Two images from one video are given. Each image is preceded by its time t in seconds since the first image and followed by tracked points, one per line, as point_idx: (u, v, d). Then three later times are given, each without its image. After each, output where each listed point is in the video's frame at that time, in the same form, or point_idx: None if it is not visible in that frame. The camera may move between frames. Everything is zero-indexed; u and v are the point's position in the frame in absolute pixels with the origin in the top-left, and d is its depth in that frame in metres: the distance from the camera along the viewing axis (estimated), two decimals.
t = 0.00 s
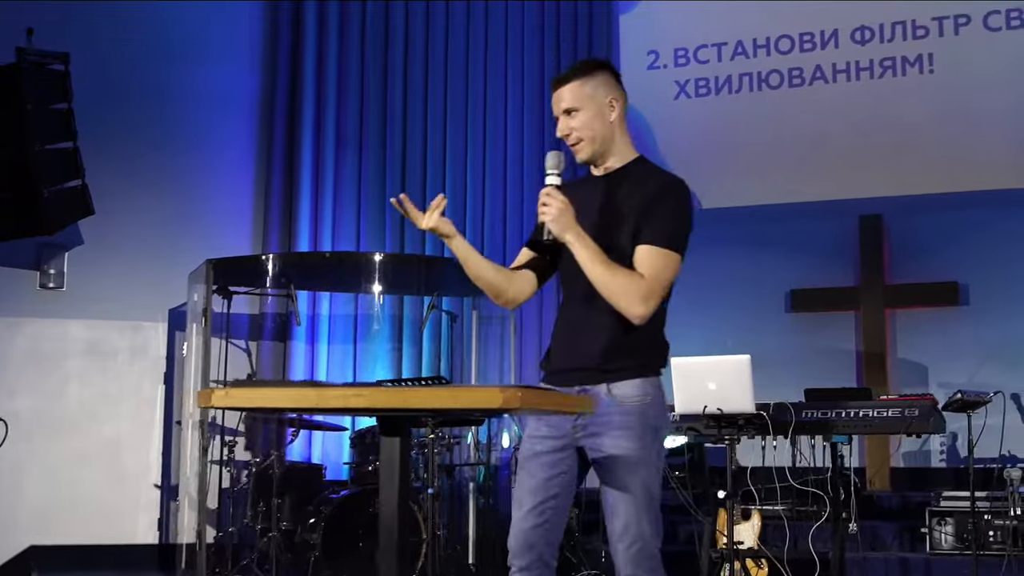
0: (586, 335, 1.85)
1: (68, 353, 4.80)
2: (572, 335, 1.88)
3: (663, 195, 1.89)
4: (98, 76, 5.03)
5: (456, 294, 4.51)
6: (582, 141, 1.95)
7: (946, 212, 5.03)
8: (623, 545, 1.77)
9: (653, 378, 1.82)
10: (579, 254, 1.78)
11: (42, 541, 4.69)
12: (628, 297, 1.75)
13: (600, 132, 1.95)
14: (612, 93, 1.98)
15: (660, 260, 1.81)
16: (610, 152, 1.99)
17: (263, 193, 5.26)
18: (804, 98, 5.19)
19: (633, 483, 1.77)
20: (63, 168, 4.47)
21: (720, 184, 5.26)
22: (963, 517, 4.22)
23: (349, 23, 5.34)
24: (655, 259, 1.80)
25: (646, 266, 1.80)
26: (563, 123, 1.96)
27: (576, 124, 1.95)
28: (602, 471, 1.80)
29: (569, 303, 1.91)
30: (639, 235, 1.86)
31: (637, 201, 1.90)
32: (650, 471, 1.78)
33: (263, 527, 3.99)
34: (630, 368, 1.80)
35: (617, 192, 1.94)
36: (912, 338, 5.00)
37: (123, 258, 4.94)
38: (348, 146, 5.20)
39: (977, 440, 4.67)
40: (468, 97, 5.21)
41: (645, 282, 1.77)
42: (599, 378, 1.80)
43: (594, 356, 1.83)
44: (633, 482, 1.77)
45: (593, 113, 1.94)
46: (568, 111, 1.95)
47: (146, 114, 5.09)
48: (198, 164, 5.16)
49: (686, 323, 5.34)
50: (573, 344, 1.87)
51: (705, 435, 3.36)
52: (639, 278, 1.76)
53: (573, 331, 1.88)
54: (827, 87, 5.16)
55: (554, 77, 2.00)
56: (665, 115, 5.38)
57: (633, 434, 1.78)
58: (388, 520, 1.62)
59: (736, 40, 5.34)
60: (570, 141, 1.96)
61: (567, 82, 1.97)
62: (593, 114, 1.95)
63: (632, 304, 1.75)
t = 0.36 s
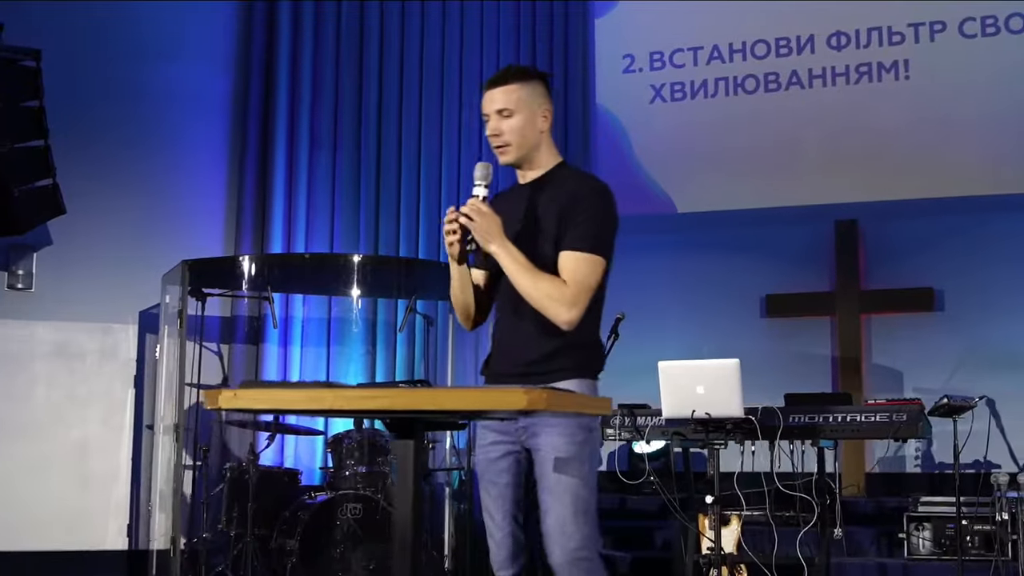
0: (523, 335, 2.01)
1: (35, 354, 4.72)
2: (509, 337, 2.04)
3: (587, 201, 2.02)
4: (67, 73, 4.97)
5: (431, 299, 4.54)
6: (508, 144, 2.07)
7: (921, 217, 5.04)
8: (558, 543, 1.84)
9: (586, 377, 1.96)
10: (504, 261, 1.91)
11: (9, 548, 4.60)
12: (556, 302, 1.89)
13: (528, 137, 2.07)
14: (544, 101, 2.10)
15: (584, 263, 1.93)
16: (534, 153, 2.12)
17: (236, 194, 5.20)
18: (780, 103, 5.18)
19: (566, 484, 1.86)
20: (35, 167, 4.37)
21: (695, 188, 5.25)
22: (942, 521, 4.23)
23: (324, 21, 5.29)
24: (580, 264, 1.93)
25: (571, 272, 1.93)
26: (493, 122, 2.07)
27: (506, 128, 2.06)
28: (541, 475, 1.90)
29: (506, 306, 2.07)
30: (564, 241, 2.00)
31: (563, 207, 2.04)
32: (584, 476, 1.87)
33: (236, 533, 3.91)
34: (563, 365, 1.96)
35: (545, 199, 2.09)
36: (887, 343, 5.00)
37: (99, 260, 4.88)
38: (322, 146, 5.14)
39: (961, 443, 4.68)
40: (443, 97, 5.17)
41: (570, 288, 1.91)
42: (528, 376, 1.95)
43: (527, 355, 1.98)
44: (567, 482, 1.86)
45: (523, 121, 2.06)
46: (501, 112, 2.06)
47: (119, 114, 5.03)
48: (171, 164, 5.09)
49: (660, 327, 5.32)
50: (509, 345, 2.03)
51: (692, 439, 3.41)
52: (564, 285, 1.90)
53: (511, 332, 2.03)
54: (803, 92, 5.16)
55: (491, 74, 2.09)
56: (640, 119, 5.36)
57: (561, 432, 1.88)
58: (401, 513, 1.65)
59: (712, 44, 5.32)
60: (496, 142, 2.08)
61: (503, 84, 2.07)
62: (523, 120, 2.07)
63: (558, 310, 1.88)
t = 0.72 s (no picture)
0: (500, 332, 1.93)
1: (15, 353, 4.69)
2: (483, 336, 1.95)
3: (558, 194, 1.98)
4: (48, 72, 4.95)
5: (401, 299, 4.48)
6: (469, 146, 2.00)
7: (904, 218, 5.06)
8: (501, 531, 1.79)
9: (564, 372, 1.90)
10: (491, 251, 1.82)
11: None
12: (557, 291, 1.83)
13: (490, 139, 2.02)
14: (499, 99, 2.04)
15: (568, 252, 1.90)
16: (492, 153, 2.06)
17: (217, 191, 5.15)
18: (762, 104, 5.19)
19: (520, 476, 1.80)
20: (15, 164, 4.36)
21: (678, 190, 5.25)
22: (926, 521, 4.26)
23: (306, 19, 5.25)
24: (565, 253, 1.89)
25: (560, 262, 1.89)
26: (455, 124, 2.00)
27: (469, 130, 1.99)
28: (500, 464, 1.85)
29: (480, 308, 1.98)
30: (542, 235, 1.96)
31: (533, 203, 1.99)
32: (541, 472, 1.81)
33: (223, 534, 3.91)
34: (544, 359, 1.89)
35: (512, 196, 2.02)
36: (868, 344, 5.02)
37: (83, 258, 4.86)
38: (304, 146, 5.11)
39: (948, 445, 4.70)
40: (425, 96, 5.14)
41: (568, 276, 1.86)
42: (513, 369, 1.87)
43: (504, 351, 1.90)
44: (523, 477, 1.80)
45: (488, 122, 2.00)
46: (464, 114, 1.99)
47: (102, 114, 5.01)
48: (154, 164, 5.06)
49: (643, 328, 5.33)
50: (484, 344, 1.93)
51: (684, 438, 3.41)
52: (564, 272, 1.85)
53: (486, 331, 1.95)
54: (786, 94, 5.17)
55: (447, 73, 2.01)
56: (623, 120, 5.36)
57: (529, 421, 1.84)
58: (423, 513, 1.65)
59: (694, 46, 5.32)
60: (457, 144, 2.01)
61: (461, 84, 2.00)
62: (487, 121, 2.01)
63: (557, 298, 1.83)
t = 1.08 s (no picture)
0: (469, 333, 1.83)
1: (10, 353, 4.71)
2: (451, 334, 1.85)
3: (556, 203, 1.85)
4: (45, 72, 4.99)
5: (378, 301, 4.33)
6: (459, 121, 1.89)
7: (895, 219, 5.09)
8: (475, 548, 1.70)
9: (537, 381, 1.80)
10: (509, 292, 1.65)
11: None
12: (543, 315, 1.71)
13: (483, 121, 1.89)
14: (509, 92, 1.93)
15: (557, 272, 1.78)
16: (491, 144, 1.93)
17: (212, 192, 5.14)
18: (755, 105, 5.20)
19: (494, 489, 1.72)
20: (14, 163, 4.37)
21: (671, 191, 5.26)
22: (920, 521, 4.27)
23: (300, 17, 5.24)
24: (554, 268, 1.78)
25: (550, 281, 1.77)
26: (451, 99, 1.91)
27: (465, 104, 1.89)
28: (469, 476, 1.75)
29: (453, 302, 1.87)
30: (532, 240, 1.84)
31: (526, 206, 1.87)
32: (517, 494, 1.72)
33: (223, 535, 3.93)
34: (512, 370, 1.78)
35: (504, 192, 1.90)
36: (861, 344, 5.06)
37: (70, 259, 4.85)
38: (299, 146, 5.12)
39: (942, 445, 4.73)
40: (420, 96, 5.14)
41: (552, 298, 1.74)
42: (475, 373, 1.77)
43: (473, 354, 1.80)
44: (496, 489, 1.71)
45: (483, 100, 1.89)
46: (461, 88, 1.90)
47: (97, 113, 5.02)
48: (146, 164, 5.05)
49: (637, 328, 5.34)
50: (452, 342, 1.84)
51: (689, 438, 3.47)
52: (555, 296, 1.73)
53: (455, 328, 1.85)
54: (778, 95, 5.18)
55: (463, 54, 1.95)
56: (615, 121, 5.37)
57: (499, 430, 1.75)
58: (458, 510, 1.53)
59: (687, 47, 5.33)
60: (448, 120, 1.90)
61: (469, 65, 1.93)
62: (484, 102, 1.90)
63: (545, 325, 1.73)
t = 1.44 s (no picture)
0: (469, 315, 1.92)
1: (4, 352, 4.72)
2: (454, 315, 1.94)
3: (554, 185, 1.93)
4: (43, 72, 5.01)
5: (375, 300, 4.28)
6: (459, 97, 2.02)
7: (888, 221, 5.13)
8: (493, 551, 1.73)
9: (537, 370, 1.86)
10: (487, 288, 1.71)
11: None
12: (545, 302, 1.79)
13: (483, 96, 2.01)
14: (510, 69, 2.05)
15: (556, 252, 1.85)
16: (491, 123, 2.05)
17: (207, 192, 5.18)
18: (749, 107, 5.22)
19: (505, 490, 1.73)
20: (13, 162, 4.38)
21: (665, 192, 5.27)
22: (913, 521, 4.31)
23: (296, 18, 5.28)
24: (554, 252, 1.85)
25: (550, 268, 1.84)
26: (452, 78, 2.04)
27: (465, 81, 2.02)
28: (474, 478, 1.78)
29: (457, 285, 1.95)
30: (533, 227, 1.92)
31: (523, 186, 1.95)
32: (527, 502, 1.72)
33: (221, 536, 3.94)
34: (514, 360, 1.84)
35: (502, 174, 1.99)
36: (854, 346, 5.09)
37: (73, 259, 4.89)
38: (294, 146, 5.13)
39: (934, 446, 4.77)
40: (415, 96, 5.15)
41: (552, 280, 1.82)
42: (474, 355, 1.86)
43: (473, 345, 1.87)
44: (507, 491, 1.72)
45: (481, 79, 2.01)
46: (462, 66, 2.03)
47: (95, 113, 5.05)
48: (143, 164, 5.08)
49: (630, 329, 5.37)
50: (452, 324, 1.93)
51: (691, 439, 3.51)
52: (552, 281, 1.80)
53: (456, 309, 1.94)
54: (771, 98, 5.20)
55: (465, 36, 2.09)
56: (608, 122, 5.38)
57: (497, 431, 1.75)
58: (492, 510, 1.58)
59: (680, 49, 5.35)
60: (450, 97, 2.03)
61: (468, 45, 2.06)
62: (484, 80, 2.02)
63: (545, 309, 1.79)
